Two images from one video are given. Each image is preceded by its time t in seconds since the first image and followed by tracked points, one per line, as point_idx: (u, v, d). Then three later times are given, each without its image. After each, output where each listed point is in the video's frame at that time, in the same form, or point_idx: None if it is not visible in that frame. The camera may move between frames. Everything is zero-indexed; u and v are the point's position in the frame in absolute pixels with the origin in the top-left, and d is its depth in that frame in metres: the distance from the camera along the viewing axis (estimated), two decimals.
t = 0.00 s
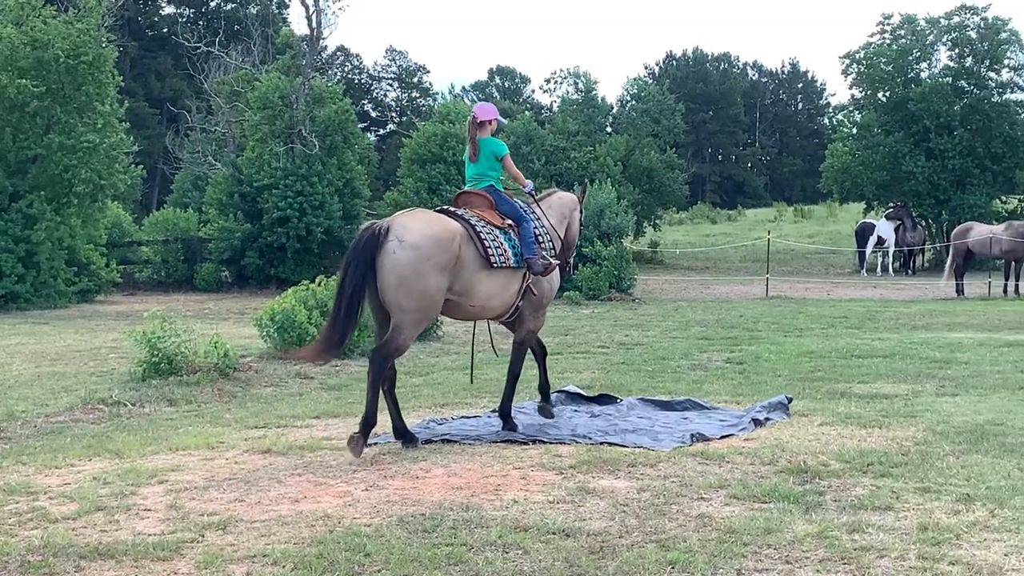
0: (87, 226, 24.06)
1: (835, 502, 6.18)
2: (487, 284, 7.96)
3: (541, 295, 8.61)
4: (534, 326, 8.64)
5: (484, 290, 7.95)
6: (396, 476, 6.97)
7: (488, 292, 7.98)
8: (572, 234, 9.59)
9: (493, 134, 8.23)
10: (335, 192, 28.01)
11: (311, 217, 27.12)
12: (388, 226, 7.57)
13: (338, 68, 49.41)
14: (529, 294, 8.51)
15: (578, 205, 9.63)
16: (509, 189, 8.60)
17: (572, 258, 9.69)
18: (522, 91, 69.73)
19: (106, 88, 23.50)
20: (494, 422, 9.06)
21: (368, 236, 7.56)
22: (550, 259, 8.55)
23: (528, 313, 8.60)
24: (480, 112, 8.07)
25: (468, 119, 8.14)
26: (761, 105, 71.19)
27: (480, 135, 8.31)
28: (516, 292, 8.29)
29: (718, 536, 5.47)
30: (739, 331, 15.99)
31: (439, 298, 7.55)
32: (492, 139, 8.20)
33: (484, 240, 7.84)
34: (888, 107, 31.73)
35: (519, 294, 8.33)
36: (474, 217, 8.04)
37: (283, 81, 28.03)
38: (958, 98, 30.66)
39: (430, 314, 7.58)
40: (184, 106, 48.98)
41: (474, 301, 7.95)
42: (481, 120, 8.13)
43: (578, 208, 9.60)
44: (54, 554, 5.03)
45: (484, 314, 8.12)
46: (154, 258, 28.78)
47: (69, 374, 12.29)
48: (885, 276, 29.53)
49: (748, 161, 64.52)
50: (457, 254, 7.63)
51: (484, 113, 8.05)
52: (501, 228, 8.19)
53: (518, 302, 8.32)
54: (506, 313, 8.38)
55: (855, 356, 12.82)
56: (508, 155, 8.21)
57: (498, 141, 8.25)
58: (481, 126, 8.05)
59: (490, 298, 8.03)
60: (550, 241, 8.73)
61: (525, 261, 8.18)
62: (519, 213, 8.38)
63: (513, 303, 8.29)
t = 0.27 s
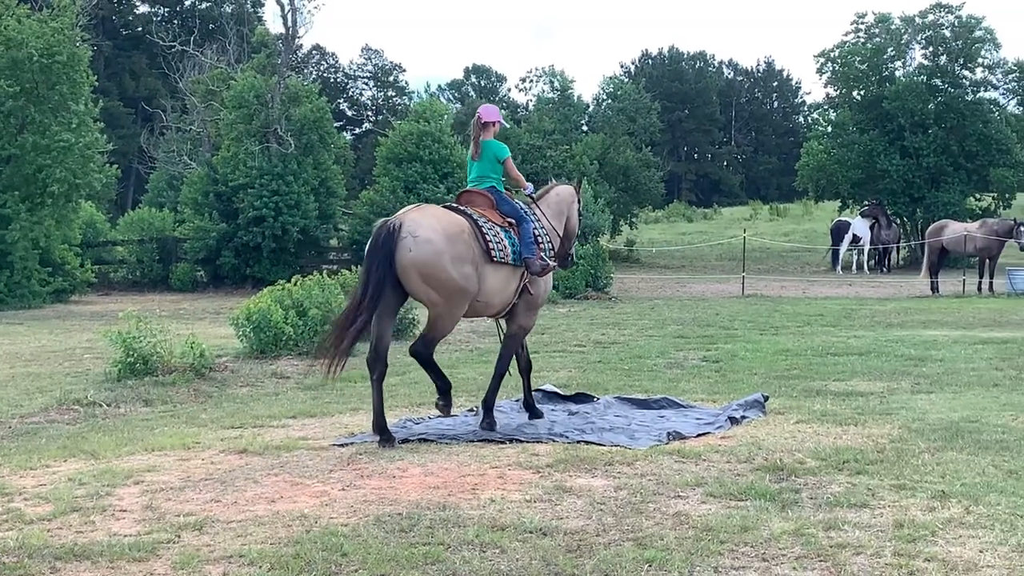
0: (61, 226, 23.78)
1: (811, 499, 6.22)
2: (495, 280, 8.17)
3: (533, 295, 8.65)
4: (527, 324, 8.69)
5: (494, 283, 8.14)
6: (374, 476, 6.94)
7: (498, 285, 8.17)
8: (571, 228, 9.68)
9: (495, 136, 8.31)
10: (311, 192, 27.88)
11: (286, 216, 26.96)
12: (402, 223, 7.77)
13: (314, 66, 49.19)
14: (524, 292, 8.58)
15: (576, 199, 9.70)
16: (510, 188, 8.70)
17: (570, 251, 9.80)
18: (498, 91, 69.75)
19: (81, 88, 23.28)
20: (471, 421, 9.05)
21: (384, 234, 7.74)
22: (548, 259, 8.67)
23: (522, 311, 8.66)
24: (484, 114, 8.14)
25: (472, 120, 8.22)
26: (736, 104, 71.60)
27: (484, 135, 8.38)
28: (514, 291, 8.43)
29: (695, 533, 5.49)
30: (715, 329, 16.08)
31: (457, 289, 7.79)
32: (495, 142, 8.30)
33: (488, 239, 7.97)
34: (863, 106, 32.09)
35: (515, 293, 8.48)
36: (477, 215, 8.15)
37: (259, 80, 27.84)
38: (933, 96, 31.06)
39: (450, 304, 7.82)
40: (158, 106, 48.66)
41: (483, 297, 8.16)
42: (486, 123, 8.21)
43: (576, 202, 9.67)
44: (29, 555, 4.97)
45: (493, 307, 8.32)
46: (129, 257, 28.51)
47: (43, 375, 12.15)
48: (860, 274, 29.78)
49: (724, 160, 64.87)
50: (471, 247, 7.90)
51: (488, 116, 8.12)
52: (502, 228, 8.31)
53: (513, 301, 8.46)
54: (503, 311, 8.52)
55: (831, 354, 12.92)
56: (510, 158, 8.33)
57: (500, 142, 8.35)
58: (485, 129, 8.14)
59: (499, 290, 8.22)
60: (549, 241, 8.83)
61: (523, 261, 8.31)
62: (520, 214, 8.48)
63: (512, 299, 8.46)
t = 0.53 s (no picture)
0: (35, 225, 23.50)
1: (787, 497, 6.27)
2: (503, 281, 8.29)
3: (540, 296, 9.15)
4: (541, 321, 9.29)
5: (500, 286, 8.28)
6: (350, 475, 6.93)
7: (504, 287, 8.31)
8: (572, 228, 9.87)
9: (500, 136, 8.48)
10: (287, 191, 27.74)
11: (263, 215, 26.80)
12: (413, 228, 7.80)
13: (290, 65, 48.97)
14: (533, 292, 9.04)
15: (575, 201, 9.91)
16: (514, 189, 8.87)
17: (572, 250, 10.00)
18: (475, 90, 69.74)
19: (56, 87, 23.05)
20: (446, 420, 9.04)
21: (395, 241, 7.76)
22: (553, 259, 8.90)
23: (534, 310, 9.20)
24: (488, 115, 8.31)
25: (477, 121, 8.37)
26: (712, 103, 71.93)
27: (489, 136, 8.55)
28: (519, 291, 8.59)
29: (672, 531, 5.52)
30: (692, 328, 16.16)
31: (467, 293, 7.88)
32: (499, 142, 8.47)
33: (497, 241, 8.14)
34: (838, 105, 32.36)
35: (521, 293, 8.66)
36: (487, 218, 8.34)
37: (235, 78, 27.67)
38: (907, 95, 31.28)
39: (461, 308, 7.91)
40: (133, 104, 48.33)
41: (490, 297, 8.27)
42: (490, 123, 8.37)
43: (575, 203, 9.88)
44: (4, 556, 4.93)
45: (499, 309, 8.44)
46: (105, 257, 28.25)
47: (18, 375, 12.02)
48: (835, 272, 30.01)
49: (700, 159, 65.20)
50: (479, 250, 7.99)
51: (493, 116, 8.29)
52: (510, 228, 8.49)
53: (518, 301, 8.62)
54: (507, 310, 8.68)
55: (806, 353, 13.01)
56: (514, 156, 8.51)
57: (504, 143, 8.53)
58: (490, 129, 8.33)
59: (504, 293, 8.35)
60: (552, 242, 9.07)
61: (530, 261, 8.54)
62: (525, 214, 8.68)
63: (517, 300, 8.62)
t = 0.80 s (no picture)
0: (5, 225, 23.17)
1: (759, 495, 6.30)
2: (505, 274, 8.41)
3: (546, 292, 9.35)
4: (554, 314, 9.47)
5: (503, 278, 8.40)
6: (323, 475, 6.88)
7: (506, 281, 8.43)
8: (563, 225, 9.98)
9: (499, 136, 8.62)
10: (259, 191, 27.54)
11: (235, 214, 26.57)
12: (415, 217, 7.99)
13: (263, 64, 48.68)
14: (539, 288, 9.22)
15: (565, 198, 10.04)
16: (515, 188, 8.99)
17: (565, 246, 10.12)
18: (449, 90, 69.69)
19: (27, 85, 22.74)
20: (419, 420, 9.00)
21: (398, 229, 7.95)
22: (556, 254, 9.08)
23: (541, 305, 9.38)
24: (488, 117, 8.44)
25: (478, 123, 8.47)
26: (685, 104, 72.26)
27: (488, 137, 8.67)
28: (524, 286, 8.71)
29: (644, 531, 5.53)
30: (665, 327, 16.22)
31: (467, 281, 8.00)
32: (499, 142, 8.60)
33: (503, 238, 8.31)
34: (809, 106, 32.69)
35: (525, 289, 8.80)
36: (495, 216, 8.44)
37: (207, 77, 27.46)
38: (879, 95, 31.63)
39: (461, 296, 8.02)
40: (105, 104, 47.93)
41: (492, 290, 8.38)
42: (490, 124, 8.49)
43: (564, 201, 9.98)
44: None
45: (501, 304, 8.53)
46: (75, 256, 27.91)
47: None
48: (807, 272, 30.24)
49: (673, 159, 65.51)
50: (480, 240, 8.12)
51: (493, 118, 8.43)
52: (517, 226, 8.61)
53: (522, 297, 8.73)
54: (513, 307, 8.78)
55: (778, 352, 13.10)
56: (513, 156, 8.68)
57: (504, 143, 8.67)
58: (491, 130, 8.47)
59: (506, 287, 8.47)
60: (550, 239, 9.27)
61: (536, 257, 8.74)
62: (529, 212, 8.81)
63: (522, 296, 8.75)
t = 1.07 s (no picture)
0: None
1: (730, 495, 6.31)
2: (505, 272, 8.48)
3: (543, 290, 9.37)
4: (543, 317, 9.45)
5: (504, 276, 8.48)
6: (294, 475, 6.81)
7: (507, 278, 8.49)
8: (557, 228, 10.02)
9: (500, 138, 8.73)
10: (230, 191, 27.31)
11: (206, 214, 26.30)
12: (413, 220, 8.11)
13: (234, 63, 48.34)
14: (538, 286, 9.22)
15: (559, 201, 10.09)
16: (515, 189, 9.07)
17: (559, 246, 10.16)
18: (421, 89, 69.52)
19: None
20: (391, 421, 8.94)
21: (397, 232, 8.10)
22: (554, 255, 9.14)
23: (535, 305, 9.35)
24: (490, 119, 8.53)
25: (480, 125, 8.57)
26: (658, 104, 72.54)
27: (488, 139, 8.77)
28: (526, 283, 8.79)
29: (616, 530, 5.52)
30: (637, 327, 16.26)
31: (464, 282, 8.10)
32: (500, 143, 8.70)
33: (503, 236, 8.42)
34: (781, 106, 32.99)
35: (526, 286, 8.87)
36: (497, 216, 8.51)
37: (177, 76, 27.24)
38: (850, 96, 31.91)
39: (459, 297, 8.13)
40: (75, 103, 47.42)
41: (494, 287, 8.46)
42: (492, 126, 8.59)
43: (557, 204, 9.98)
44: None
45: (502, 302, 8.62)
46: (44, 256, 27.54)
47: None
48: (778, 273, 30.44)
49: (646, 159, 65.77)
50: (478, 240, 8.19)
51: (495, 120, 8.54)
52: (518, 225, 8.69)
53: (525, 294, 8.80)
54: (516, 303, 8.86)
55: (749, 352, 13.16)
56: (515, 158, 8.79)
57: (505, 145, 8.78)
58: (493, 132, 8.58)
59: (508, 284, 8.55)
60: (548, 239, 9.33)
61: (537, 255, 8.81)
62: (529, 212, 8.89)
63: (523, 294, 8.82)
